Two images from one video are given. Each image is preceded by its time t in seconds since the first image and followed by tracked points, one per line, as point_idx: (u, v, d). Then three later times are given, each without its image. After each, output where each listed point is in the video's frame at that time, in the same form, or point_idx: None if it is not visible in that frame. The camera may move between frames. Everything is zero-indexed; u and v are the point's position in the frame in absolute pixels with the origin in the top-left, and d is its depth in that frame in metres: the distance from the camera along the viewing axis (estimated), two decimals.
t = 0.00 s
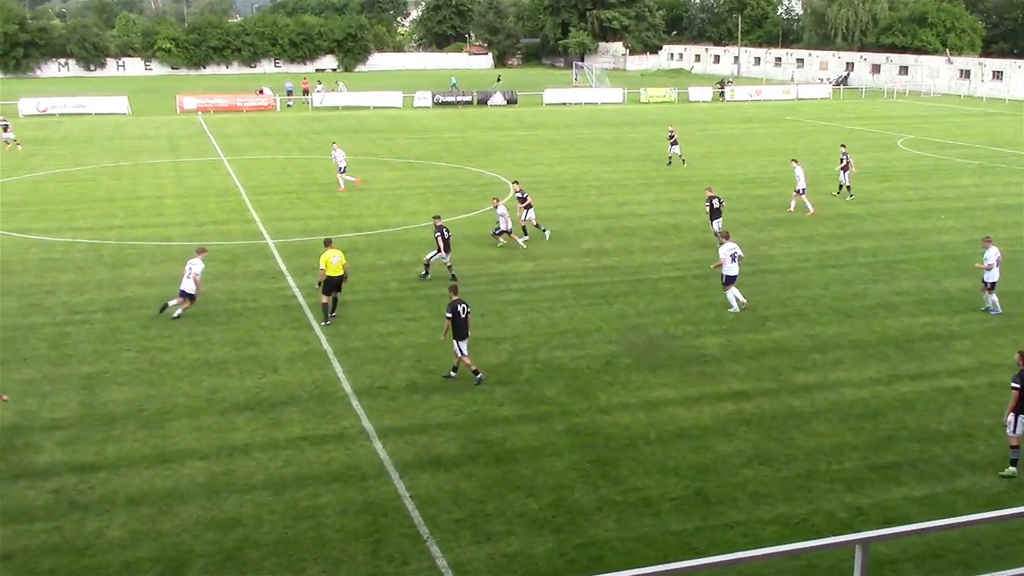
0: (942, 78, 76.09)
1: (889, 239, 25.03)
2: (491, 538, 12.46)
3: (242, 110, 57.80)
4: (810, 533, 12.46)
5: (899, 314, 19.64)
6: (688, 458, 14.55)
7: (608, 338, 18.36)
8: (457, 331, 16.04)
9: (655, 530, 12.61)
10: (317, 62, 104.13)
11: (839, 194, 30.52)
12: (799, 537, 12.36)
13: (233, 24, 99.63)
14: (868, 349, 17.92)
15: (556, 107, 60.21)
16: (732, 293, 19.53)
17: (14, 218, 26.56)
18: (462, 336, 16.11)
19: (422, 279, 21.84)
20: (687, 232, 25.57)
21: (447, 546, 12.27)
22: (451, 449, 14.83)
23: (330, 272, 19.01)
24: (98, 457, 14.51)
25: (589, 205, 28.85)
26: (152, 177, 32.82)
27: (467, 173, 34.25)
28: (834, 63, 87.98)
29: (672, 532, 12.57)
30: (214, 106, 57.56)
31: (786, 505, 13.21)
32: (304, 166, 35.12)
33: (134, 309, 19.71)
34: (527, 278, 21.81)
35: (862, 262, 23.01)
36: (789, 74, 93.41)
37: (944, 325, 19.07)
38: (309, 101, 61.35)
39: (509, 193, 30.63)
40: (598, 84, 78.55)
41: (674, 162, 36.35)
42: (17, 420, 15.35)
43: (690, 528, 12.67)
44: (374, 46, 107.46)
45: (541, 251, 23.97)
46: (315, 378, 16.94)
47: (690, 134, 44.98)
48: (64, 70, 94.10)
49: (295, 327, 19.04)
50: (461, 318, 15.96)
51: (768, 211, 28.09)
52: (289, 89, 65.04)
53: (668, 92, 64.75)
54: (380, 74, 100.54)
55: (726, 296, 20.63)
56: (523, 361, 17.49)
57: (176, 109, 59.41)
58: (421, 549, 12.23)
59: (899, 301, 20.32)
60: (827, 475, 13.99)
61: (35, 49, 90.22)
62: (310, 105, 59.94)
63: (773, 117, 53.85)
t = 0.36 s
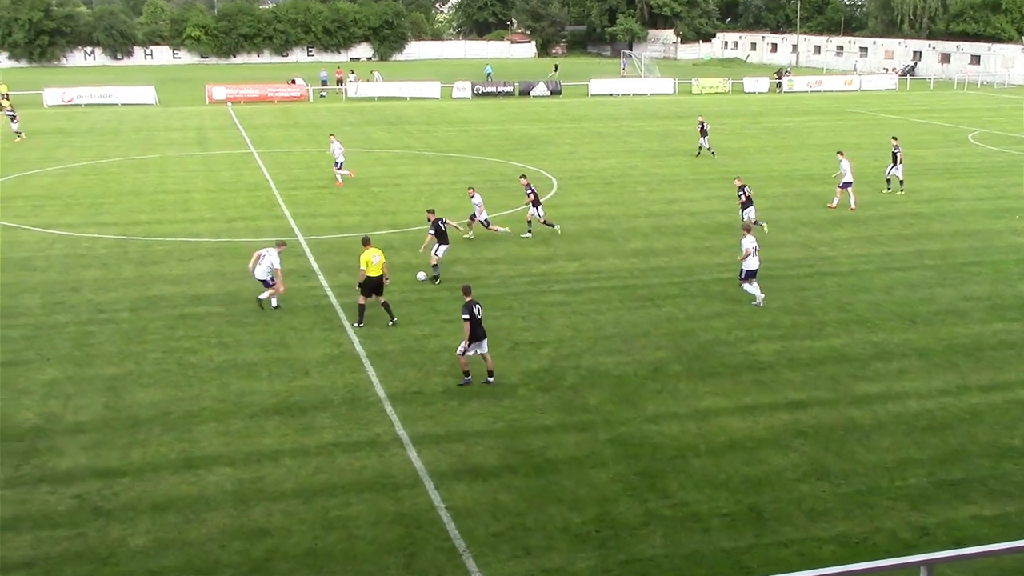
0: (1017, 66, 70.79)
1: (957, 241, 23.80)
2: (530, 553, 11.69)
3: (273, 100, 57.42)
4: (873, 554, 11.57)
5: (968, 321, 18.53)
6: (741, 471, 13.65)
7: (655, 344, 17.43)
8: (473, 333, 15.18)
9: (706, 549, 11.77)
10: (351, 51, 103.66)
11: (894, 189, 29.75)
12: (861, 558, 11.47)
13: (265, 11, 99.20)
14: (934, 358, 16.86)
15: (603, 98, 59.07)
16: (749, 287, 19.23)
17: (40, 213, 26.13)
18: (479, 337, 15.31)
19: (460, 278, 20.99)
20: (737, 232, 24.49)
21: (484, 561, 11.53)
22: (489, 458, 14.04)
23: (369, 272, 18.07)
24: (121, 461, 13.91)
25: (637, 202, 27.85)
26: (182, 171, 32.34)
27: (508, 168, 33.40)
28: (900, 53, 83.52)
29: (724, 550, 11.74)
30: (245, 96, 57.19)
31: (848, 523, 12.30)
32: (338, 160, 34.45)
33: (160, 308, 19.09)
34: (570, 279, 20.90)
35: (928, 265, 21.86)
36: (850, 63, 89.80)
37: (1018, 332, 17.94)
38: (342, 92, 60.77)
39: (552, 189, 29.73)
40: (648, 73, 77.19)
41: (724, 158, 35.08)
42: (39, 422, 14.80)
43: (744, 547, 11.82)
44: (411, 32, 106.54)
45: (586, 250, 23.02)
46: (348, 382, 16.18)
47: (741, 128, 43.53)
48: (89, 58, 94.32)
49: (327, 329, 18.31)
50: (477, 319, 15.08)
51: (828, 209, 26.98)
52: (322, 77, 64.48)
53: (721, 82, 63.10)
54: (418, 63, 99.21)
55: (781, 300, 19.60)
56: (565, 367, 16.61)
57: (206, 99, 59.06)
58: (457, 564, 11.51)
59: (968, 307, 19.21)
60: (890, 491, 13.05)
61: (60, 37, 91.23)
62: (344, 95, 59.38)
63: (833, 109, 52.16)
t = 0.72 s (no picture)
0: None
1: (1017, 244, 22.75)
2: (562, 571, 10.96)
3: (294, 91, 57.06)
4: None
5: None
6: (785, 485, 12.84)
7: (693, 350, 16.59)
8: (465, 343, 14.59)
9: (750, 569, 10.99)
10: (377, 40, 103.08)
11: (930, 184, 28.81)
12: None
13: None
14: (992, 368, 15.91)
15: (640, 91, 58.06)
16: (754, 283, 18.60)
17: (56, 208, 25.65)
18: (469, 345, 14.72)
19: (489, 279, 20.22)
20: (779, 232, 23.54)
21: None
22: (519, 469, 13.29)
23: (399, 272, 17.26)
24: (133, 467, 13.29)
25: (675, 200, 26.99)
26: (201, 165, 31.81)
27: (541, 163, 32.64)
28: (956, 43, 79.58)
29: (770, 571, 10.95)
30: (266, 87, 56.77)
31: (902, 543, 11.47)
32: (362, 155, 33.79)
33: (177, 309, 18.47)
34: (604, 281, 20.08)
35: (985, 269, 20.85)
36: (903, 54, 85.79)
37: None
38: (367, 83, 60.19)
39: (586, 186, 28.94)
40: (689, 64, 75.91)
41: (765, 155, 33.98)
42: (50, 425, 14.21)
43: (791, 567, 11.03)
44: (439, 22, 105.68)
45: (621, 250, 22.19)
46: (371, 387, 15.46)
47: (783, 123, 42.31)
48: (105, 48, 94.36)
49: (350, 332, 17.59)
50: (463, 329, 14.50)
51: (879, 208, 26.04)
52: (349, 68, 63.89)
53: (766, 74, 61.71)
54: (447, 54, 98.03)
55: (827, 304, 18.71)
56: (598, 374, 15.82)
57: (226, 90, 58.64)
58: None
59: None
60: (947, 508, 12.19)
61: (75, 27, 91.47)
62: (370, 86, 58.77)
63: (883, 103, 50.75)
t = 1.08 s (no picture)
0: None
1: None
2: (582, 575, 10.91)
3: (316, 93, 57.09)
4: None
5: None
6: (807, 490, 12.74)
7: (715, 354, 16.48)
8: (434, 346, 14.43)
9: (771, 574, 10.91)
10: (399, 41, 103.19)
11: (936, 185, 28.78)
12: None
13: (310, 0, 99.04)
14: (1018, 373, 15.73)
15: (663, 92, 57.80)
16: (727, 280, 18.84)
17: (77, 209, 25.77)
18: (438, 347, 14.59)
19: (510, 282, 20.16)
20: (804, 236, 23.41)
21: None
22: (539, 472, 13.24)
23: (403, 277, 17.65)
24: (154, 468, 13.31)
25: (698, 203, 26.86)
26: (222, 166, 31.89)
27: (562, 165, 32.57)
28: (984, 45, 78.96)
29: None
30: (287, 88, 56.87)
31: (925, 549, 11.37)
32: (383, 156, 33.81)
33: (198, 310, 18.51)
34: (626, 284, 20.00)
35: (1012, 273, 20.64)
36: (929, 55, 85.15)
37: None
38: (389, 84, 60.18)
39: (608, 188, 28.85)
40: (712, 65, 75.47)
41: (790, 157, 33.78)
42: (71, 425, 14.25)
43: (812, 573, 10.94)
44: (461, 22, 105.54)
45: (643, 253, 22.10)
46: (391, 390, 15.43)
47: (808, 125, 42.02)
48: (128, 49, 94.38)
49: (371, 334, 17.58)
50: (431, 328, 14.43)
51: (904, 212, 25.82)
52: (370, 69, 63.92)
53: (791, 76, 61.27)
54: (467, 55, 97.88)
55: (851, 308, 18.57)
56: (619, 377, 15.74)
57: (248, 91, 58.80)
58: None
59: None
60: (971, 515, 12.07)
61: (98, 28, 91.97)
62: (391, 87, 58.79)
63: (910, 105, 50.31)
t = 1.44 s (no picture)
0: None
1: None
2: None
3: (331, 96, 57.12)
4: None
5: None
6: (822, 494, 12.70)
7: (729, 358, 16.44)
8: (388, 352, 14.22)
9: None
10: (413, 45, 103.35)
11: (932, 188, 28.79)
12: None
13: (325, 4, 99.34)
14: None
15: (677, 95, 57.69)
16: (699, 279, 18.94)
17: (92, 211, 25.87)
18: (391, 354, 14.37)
19: (524, 285, 20.14)
20: (818, 239, 23.35)
21: None
22: (553, 476, 13.23)
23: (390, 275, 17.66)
24: (168, 469, 13.35)
25: (712, 207, 26.81)
26: (237, 169, 31.95)
27: (577, 168, 32.54)
28: (1001, 48, 78.67)
29: None
30: (302, 91, 56.95)
31: (939, 554, 11.33)
32: (397, 159, 33.85)
33: (212, 312, 18.55)
34: (641, 287, 19.97)
35: None
36: (945, 59, 84.84)
37: None
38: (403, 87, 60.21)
39: (622, 191, 28.81)
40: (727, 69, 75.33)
41: (805, 161, 33.69)
42: (87, 427, 14.30)
43: None
44: (475, 25, 105.62)
45: (658, 257, 22.07)
46: (405, 392, 15.42)
47: (824, 128, 41.89)
48: (144, 52, 95.54)
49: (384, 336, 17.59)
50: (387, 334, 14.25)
51: (920, 216, 25.72)
52: (384, 72, 64.05)
53: (806, 79, 61.07)
54: (481, 58, 97.91)
55: (866, 312, 18.50)
56: (633, 381, 15.71)
57: (262, 94, 58.91)
58: None
59: None
60: (985, 520, 12.01)
61: (114, 31, 92.20)
62: (405, 90, 58.83)
63: (926, 109, 50.07)
